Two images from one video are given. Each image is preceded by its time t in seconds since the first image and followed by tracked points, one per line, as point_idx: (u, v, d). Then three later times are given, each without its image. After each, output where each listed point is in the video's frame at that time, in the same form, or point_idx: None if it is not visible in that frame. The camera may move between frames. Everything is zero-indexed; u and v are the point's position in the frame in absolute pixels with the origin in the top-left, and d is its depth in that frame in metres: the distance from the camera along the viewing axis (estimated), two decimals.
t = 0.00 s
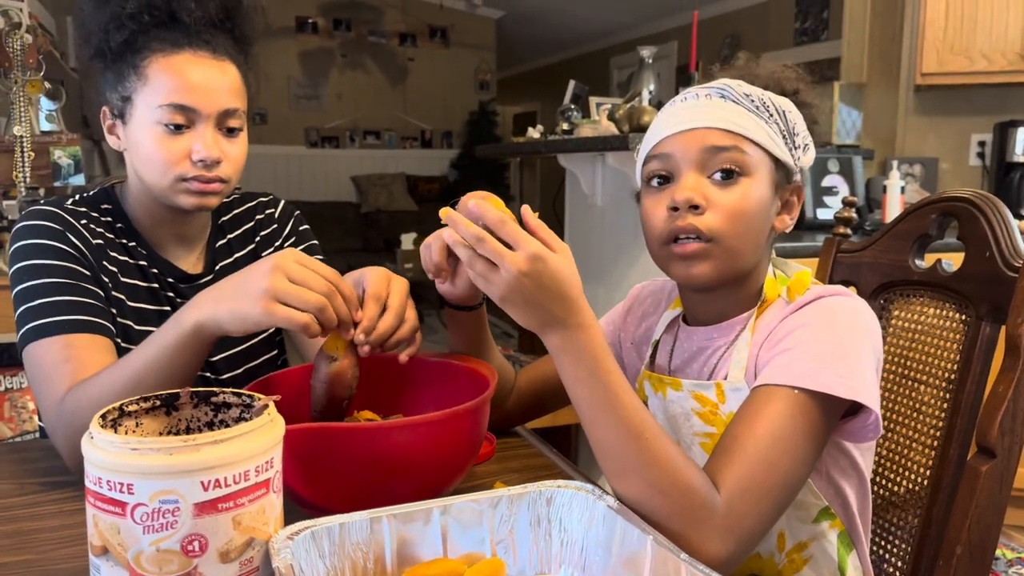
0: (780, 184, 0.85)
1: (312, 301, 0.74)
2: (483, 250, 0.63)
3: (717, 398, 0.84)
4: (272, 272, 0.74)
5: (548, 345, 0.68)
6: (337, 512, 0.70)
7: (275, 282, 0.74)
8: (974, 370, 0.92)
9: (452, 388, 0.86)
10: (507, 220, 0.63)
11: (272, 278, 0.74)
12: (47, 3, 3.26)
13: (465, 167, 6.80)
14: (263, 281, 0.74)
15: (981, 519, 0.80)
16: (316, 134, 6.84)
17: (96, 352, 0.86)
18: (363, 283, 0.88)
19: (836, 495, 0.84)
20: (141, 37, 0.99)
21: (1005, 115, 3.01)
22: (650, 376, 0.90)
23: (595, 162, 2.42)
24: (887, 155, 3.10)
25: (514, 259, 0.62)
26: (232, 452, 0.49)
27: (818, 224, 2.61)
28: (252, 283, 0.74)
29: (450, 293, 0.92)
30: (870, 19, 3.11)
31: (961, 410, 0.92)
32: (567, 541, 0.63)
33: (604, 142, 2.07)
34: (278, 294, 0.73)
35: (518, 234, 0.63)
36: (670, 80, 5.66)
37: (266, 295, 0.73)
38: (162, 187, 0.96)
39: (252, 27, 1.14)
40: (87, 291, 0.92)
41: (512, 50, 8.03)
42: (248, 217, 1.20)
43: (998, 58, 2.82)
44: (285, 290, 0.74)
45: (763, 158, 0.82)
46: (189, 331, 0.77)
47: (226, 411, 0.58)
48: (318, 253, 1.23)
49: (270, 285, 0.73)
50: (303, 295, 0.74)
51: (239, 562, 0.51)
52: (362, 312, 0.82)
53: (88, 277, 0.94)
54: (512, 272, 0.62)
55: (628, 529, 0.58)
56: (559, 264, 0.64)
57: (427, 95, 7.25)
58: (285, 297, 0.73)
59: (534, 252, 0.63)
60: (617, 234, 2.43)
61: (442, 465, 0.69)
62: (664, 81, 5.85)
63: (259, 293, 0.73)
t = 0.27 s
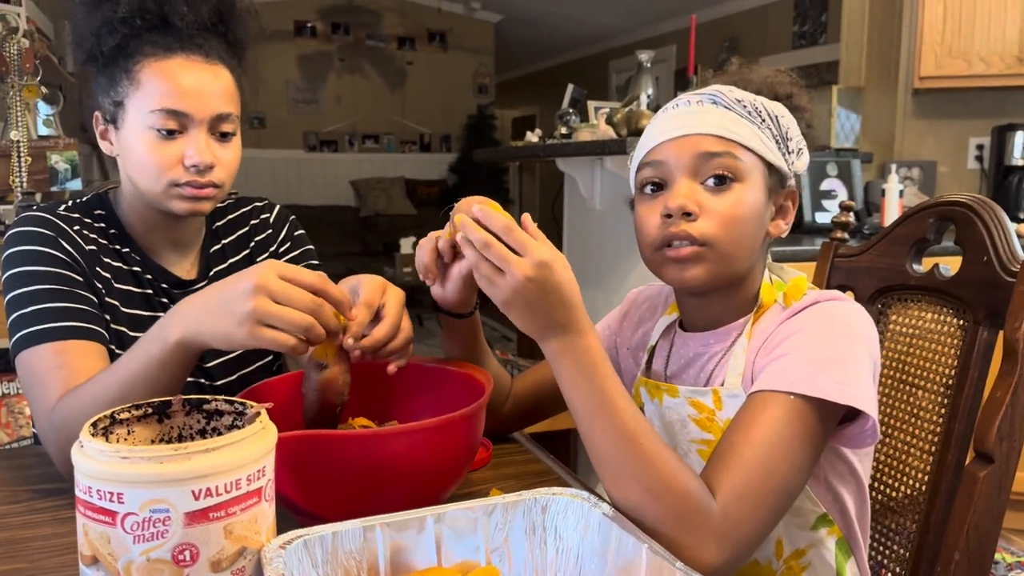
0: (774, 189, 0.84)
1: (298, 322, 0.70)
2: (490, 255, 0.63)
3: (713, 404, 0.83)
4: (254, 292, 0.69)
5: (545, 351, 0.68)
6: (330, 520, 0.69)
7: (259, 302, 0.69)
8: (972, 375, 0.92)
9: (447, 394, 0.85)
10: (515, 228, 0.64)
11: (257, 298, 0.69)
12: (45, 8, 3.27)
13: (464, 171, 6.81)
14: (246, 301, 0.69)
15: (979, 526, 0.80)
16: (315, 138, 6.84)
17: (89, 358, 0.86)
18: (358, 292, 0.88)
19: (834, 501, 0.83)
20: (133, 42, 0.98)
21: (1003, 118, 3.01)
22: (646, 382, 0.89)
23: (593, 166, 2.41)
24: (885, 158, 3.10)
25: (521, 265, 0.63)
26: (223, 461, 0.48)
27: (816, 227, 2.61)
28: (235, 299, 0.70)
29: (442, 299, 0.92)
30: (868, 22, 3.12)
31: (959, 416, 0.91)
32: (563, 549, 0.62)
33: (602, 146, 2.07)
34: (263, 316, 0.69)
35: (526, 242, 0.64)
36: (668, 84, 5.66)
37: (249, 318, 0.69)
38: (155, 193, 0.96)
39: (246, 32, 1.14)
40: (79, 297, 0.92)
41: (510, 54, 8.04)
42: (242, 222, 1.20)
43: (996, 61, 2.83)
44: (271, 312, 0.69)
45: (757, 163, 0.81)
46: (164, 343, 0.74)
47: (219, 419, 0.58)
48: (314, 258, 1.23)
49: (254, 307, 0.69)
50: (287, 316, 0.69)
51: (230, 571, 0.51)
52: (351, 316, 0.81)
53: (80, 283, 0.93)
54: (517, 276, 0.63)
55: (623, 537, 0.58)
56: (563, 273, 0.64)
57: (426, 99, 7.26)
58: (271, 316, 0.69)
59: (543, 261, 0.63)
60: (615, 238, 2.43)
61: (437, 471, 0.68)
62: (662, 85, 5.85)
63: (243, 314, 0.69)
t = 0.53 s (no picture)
0: (766, 192, 0.84)
1: (287, 330, 0.69)
2: (499, 254, 0.64)
3: (711, 407, 0.84)
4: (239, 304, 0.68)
5: (542, 355, 0.69)
6: (328, 524, 0.69)
7: (246, 312, 0.68)
8: (968, 376, 0.92)
9: (445, 398, 0.85)
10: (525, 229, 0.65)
11: (243, 309, 0.68)
12: (41, 12, 3.26)
13: (461, 174, 6.81)
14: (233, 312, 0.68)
15: (976, 526, 0.80)
16: (311, 142, 6.84)
17: (86, 362, 0.85)
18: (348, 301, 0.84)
19: (832, 503, 0.83)
20: (129, 46, 0.99)
21: (998, 120, 3.02)
22: (643, 386, 0.90)
23: (589, 169, 2.42)
24: (881, 160, 3.10)
25: (528, 268, 0.64)
26: (221, 464, 0.48)
27: (813, 229, 2.61)
28: (222, 308, 0.69)
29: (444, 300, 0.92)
30: (863, 25, 3.13)
31: (954, 417, 0.91)
32: (561, 551, 0.62)
33: (598, 149, 2.08)
34: (250, 326, 0.68)
35: (534, 244, 0.64)
36: (664, 87, 5.67)
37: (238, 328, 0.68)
38: (151, 197, 0.96)
39: (242, 36, 1.14)
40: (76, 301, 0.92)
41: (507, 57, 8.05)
42: (239, 225, 1.20)
43: (990, 63, 2.84)
44: (258, 321, 0.68)
45: (748, 166, 0.82)
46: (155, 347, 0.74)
47: (217, 422, 0.58)
48: (310, 261, 1.23)
49: (241, 317, 0.68)
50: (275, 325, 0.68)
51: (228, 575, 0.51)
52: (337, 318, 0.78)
53: (78, 287, 0.93)
54: (524, 278, 0.63)
55: (622, 539, 0.58)
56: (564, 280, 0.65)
57: (422, 101, 7.26)
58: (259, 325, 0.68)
59: (549, 265, 0.64)
60: (612, 240, 2.43)
61: (434, 475, 0.68)
62: (658, 87, 5.87)
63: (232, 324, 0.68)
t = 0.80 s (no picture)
0: (758, 198, 0.84)
1: (265, 330, 0.68)
2: (500, 255, 0.64)
3: (706, 414, 0.83)
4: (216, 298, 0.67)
5: (537, 361, 0.69)
6: (322, 531, 0.69)
7: (224, 308, 0.67)
8: (963, 380, 0.92)
9: (440, 406, 0.85)
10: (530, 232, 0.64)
11: (222, 304, 0.67)
12: (36, 16, 3.26)
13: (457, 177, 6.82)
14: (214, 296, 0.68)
15: (971, 530, 0.80)
16: (308, 145, 6.83)
17: (80, 368, 0.85)
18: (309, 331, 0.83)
19: (827, 508, 0.83)
20: (125, 52, 0.98)
21: (993, 123, 3.03)
22: (637, 393, 0.90)
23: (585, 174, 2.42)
24: (876, 163, 3.11)
25: (528, 271, 0.64)
26: (214, 472, 0.48)
27: (808, 233, 2.62)
28: (202, 301, 0.68)
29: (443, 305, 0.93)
30: (858, 29, 3.13)
31: (950, 421, 0.91)
32: (556, 558, 0.62)
33: (594, 153, 2.08)
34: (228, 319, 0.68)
35: (536, 247, 0.64)
36: (660, 90, 5.68)
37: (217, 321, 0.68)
38: (146, 203, 0.96)
39: (239, 42, 1.14)
40: (71, 307, 0.92)
41: (503, 61, 8.06)
42: (234, 230, 1.19)
43: (985, 67, 2.85)
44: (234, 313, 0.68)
45: (740, 173, 0.82)
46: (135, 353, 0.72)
47: (211, 429, 0.58)
48: (305, 266, 1.23)
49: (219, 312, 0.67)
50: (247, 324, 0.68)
51: None
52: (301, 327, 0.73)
53: (72, 293, 0.93)
54: (523, 282, 0.64)
55: (616, 545, 0.58)
56: (561, 287, 0.66)
57: (419, 105, 7.27)
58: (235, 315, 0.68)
59: (549, 269, 0.64)
60: (608, 245, 2.43)
61: (428, 482, 0.68)
62: (654, 91, 5.88)
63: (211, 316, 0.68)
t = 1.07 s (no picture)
0: (754, 199, 0.84)
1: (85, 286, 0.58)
2: (501, 252, 0.64)
3: (704, 417, 0.83)
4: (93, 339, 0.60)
5: (537, 360, 0.69)
6: (320, 535, 0.68)
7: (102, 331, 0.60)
8: (961, 383, 0.92)
9: (439, 409, 0.85)
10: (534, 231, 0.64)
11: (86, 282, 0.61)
12: (33, 19, 3.25)
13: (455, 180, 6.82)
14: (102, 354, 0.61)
15: (969, 532, 0.80)
16: (305, 148, 6.83)
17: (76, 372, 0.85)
18: (298, 350, 0.82)
19: (824, 511, 0.83)
20: (125, 54, 0.98)
21: (990, 125, 3.04)
22: (635, 396, 0.89)
23: (582, 176, 2.42)
24: (874, 165, 3.12)
25: (529, 269, 0.64)
26: (210, 475, 0.48)
27: (805, 235, 2.62)
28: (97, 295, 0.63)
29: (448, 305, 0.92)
30: (855, 31, 3.14)
31: (948, 423, 0.91)
32: (554, 561, 0.62)
33: (592, 155, 2.08)
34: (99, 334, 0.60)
35: (539, 246, 0.64)
36: (658, 93, 5.69)
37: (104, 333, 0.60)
38: (144, 205, 0.95)
39: (240, 46, 1.14)
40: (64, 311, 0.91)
41: (501, 64, 8.07)
42: (231, 233, 1.19)
43: (982, 69, 2.85)
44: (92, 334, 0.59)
45: (736, 174, 0.82)
46: (104, 360, 0.69)
47: (206, 433, 0.57)
48: (304, 269, 1.21)
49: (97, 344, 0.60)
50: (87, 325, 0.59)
51: None
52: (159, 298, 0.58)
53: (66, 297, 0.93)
54: (525, 279, 0.64)
55: (613, 548, 0.57)
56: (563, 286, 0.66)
57: (417, 108, 7.27)
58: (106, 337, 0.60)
59: (551, 268, 0.64)
60: (606, 247, 2.43)
61: (424, 485, 0.68)
62: (651, 94, 5.88)
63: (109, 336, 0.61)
